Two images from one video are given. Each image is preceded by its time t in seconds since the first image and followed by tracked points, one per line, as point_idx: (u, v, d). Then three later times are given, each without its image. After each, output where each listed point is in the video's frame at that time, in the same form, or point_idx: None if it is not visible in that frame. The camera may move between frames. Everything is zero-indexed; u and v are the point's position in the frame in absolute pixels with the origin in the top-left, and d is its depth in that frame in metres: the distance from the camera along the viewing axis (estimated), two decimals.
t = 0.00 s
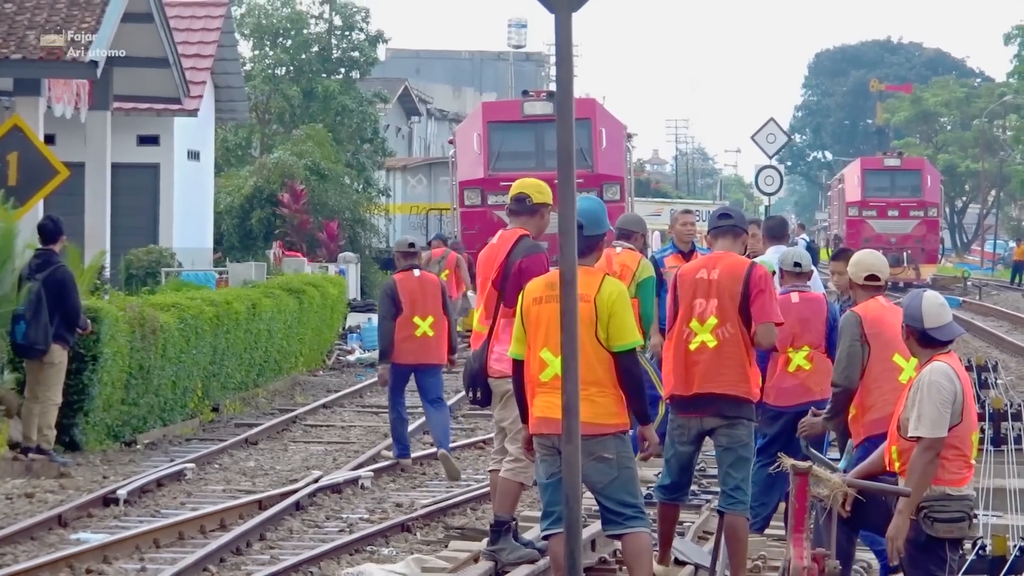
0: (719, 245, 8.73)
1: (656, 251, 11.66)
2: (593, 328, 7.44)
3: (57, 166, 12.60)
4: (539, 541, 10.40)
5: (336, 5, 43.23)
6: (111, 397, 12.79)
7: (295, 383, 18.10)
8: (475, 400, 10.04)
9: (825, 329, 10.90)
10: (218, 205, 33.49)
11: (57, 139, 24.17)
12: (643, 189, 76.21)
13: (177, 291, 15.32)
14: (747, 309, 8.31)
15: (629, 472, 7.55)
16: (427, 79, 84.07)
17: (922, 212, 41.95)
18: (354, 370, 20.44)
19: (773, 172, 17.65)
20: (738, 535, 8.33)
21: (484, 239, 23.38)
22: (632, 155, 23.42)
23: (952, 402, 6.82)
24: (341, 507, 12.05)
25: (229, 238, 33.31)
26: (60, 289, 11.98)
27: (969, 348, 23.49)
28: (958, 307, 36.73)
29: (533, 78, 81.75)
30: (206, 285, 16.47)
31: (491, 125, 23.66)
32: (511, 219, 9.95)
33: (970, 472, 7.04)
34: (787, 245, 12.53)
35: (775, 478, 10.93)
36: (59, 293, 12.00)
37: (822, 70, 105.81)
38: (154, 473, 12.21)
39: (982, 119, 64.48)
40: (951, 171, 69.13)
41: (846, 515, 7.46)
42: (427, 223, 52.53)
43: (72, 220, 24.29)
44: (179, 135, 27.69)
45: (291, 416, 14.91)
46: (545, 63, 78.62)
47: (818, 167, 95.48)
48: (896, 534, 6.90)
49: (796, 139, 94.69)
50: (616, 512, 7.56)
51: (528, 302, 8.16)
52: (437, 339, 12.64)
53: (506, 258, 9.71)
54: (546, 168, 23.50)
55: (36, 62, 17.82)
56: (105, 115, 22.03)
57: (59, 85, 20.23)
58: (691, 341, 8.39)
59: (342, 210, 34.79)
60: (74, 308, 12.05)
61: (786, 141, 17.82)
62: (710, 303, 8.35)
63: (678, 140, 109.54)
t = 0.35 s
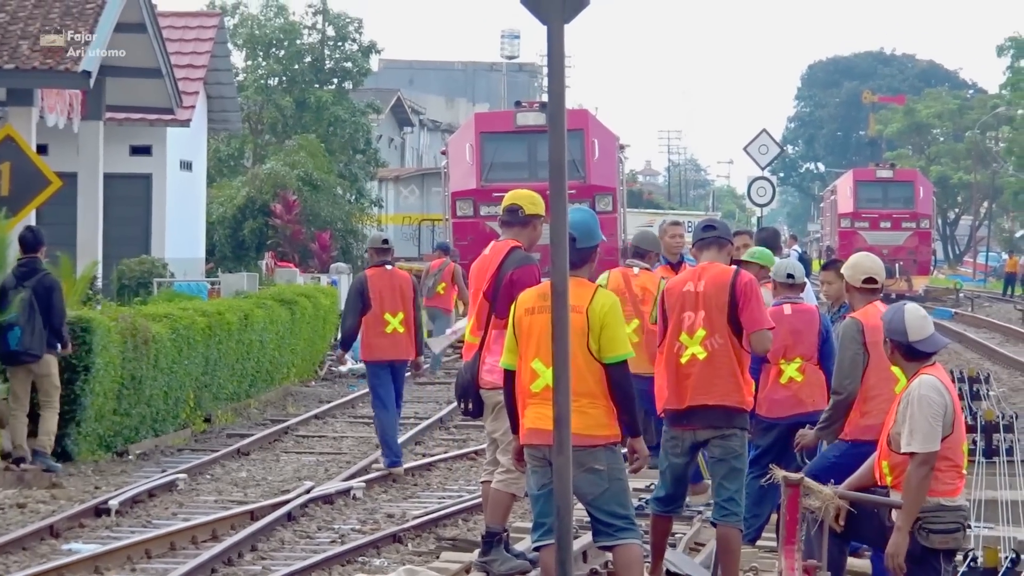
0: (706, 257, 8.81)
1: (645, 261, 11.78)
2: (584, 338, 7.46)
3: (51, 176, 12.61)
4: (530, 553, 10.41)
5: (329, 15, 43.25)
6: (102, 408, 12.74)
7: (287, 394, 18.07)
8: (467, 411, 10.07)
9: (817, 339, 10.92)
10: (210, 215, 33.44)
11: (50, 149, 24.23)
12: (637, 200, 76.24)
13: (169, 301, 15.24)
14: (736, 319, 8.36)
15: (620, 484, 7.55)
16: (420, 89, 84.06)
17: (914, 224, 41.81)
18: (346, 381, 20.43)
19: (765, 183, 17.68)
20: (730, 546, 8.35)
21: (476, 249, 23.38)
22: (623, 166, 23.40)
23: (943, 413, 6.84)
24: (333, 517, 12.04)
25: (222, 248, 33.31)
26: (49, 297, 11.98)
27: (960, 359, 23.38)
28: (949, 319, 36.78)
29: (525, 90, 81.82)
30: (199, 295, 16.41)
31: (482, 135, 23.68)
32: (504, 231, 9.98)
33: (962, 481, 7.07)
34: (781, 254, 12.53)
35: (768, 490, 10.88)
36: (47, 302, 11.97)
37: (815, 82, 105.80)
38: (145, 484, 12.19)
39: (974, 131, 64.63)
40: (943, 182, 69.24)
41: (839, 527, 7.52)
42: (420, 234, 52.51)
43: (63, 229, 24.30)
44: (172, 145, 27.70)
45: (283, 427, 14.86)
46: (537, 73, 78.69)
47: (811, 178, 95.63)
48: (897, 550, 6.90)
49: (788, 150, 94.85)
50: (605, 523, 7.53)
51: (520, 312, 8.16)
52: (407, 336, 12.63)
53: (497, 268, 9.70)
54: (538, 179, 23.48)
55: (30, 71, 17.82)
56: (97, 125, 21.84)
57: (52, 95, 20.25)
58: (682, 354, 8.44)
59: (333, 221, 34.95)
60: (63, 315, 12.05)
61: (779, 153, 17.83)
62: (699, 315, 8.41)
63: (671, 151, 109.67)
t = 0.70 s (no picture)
0: (696, 269, 8.78)
1: (621, 274, 11.59)
2: (566, 350, 7.44)
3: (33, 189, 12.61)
4: (512, 565, 10.38)
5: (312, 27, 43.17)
6: (85, 419, 12.71)
7: (269, 406, 18.00)
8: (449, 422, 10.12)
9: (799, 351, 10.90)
10: (192, 226, 33.31)
11: (31, 162, 24.23)
12: (620, 211, 76.39)
13: (152, 313, 15.14)
14: (720, 334, 8.34)
15: (603, 496, 7.52)
16: (402, 101, 83.96)
17: (897, 235, 41.45)
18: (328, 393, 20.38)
19: (747, 196, 17.63)
20: (714, 558, 8.39)
21: (459, 261, 23.26)
22: (605, 178, 23.27)
23: (924, 425, 6.87)
24: (315, 529, 12.03)
25: (204, 261, 33.28)
26: (37, 307, 11.94)
27: (941, 372, 23.20)
28: (932, 330, 36.76)
29: (508, 101, 81.77)
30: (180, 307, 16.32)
31: (465, 147, 23.63)
32: (486, 241, 10.04)
33: (943, 492, 7.11)
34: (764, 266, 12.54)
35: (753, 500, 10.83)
36: (35, 313, 11.94)
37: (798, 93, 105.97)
38: (128, 496, 12.19)
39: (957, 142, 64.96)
40: (926, 194, 69.59)
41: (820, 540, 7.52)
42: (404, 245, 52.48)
43: (44, 243, 24.28)
44: (154, 157, 27.68)
45: (265, 438, 14.78)
46: (520, 84, 78.69)
47: (794, 189, 95.74)
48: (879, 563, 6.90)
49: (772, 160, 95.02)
50: (589, 535, 7.50)
51: (502, 324, 8.17)
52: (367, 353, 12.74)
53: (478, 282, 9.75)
54: (520, 190, 23.39)
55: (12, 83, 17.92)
56: (80, 137, 21.93)
57: (33, 108, 20.26)
58: (668, 367, 8.43)
59: (316, 234, 34.91)
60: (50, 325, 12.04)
61: (759, 165, 17.79)
62: (685, 329, 8.41)
63: (654, 162, 109.73)
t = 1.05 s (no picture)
0: (691, 278, 8.65)
1: (586, 285, 11.90)
2: (535, 361, 7.43)
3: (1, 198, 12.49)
4: None
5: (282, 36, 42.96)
6: (54, 429, 12.67)
7: (239, 416, 17.92)
8: (419, 433, 10.18)
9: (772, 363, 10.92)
10: (162, 237, 33.10)
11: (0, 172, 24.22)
12: (590, 221, 76.80)
13: (122, 322, 15.09)
14: (696, 355, 8.24)
15: (572, 506, 7.47)
16: (373, 111, 83.98)
17: (868, 246, 41.21)
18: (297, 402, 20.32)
19: (718, 206, 17.58)
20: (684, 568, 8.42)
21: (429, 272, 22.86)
22: (577, 188, 23.08)
23: (889, 435, 6.92)
24: (284, 539, 11.99)
25: (174, 270, 33.20)
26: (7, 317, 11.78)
27: (911, 382, 22.86)
28: (902, 340, 36.90)
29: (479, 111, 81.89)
30: (150, 317, 16.22)
31: (435, 157, 23.15)
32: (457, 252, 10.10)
33: (911, 503, 7.14)
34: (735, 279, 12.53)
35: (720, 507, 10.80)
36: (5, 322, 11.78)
37: (769, 105, 106.50)
38: (97, 505, 12.17)
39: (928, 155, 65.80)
40: (897, 205, 71.24)
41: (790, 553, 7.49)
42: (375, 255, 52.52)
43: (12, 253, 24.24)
44: (125, 166, 27.61)
45: (235, 448, 14.72)
46: (491, 95, 78.85)
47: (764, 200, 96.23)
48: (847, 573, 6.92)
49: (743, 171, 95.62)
50: (558, 546, 7.42)
51: (471, 335, 8.16)
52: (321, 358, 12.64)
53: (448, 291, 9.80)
54: (492, 200, 22.97)
55: None
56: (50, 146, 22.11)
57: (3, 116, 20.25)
58: (641, 374, 8.41)
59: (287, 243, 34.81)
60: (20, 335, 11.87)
61: (731, 175, 17.74)
62: (663, 341, 8.34)
63: (624, 173, 110.16)
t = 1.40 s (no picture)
0: (677, 287, 8.62)
1: (555, 290, 12.23)
2: (505, 368, 7.35)
3: None
4: None
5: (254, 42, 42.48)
6: (24, 434, 12.57)
7: (209, 421, 17.83)
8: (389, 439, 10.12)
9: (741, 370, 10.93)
10: (132, 242, 32.16)
11: None
12: (561, 229, 77.16)
13: (91, 328, 15.02)
14: (672, 364, 8.21)
15: (541, 513, 7.43)
16: (343, 118, 83.80)
17: (837, 253, 41.25)
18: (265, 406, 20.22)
19: (689, 211, 17.50)
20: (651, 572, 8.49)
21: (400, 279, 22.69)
22: (546, 195, 23.07)
23: (857, 443, 6.98)
24: (253, 545, 11.94)
25: (144, 276, 32.04)
26: None
27: (881, 389, 22.72)
28: (872, 347, 37.09)
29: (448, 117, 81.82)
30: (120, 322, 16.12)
31: (405, 163, 22.96)
32: (425, 258, 9.99)
33: (879, 509, 7.18)
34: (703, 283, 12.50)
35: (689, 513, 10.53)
36: None
37: (739, 111, 107.16)
38: (66, 512, 12.12)
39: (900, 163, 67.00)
40: (867, 212, 73.01)
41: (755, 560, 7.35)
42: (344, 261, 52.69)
43: None
44: (94, 172, 27.43)
45: (205, 454, 14.68)
46: (462, 101, 78.96)
47: (734, 208, 96.76)
48: None
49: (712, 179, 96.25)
50: (527, 552, 7.40)
51: (442, 340, 8.12)
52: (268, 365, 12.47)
53: (418, 297, 9.73)
54: (461, 207, 22.81)
55: None
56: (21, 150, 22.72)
57: None
58: (615, 376, 8.41)
59: (257, 248, 33.10)
60: None
61: (701, 181, 17.80)
62: (640, 346, 8.32)
63: (594, 180, 110.58)
